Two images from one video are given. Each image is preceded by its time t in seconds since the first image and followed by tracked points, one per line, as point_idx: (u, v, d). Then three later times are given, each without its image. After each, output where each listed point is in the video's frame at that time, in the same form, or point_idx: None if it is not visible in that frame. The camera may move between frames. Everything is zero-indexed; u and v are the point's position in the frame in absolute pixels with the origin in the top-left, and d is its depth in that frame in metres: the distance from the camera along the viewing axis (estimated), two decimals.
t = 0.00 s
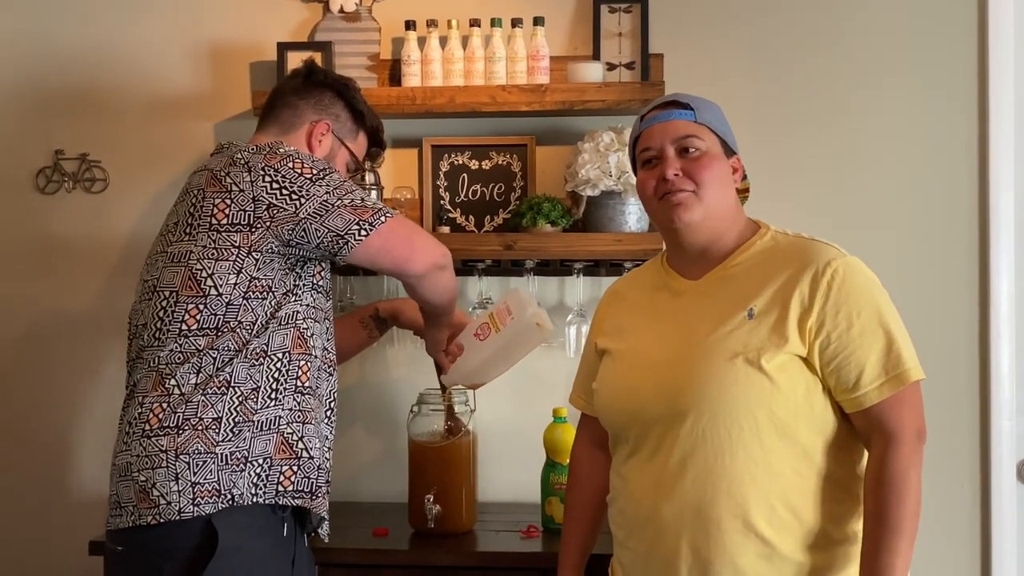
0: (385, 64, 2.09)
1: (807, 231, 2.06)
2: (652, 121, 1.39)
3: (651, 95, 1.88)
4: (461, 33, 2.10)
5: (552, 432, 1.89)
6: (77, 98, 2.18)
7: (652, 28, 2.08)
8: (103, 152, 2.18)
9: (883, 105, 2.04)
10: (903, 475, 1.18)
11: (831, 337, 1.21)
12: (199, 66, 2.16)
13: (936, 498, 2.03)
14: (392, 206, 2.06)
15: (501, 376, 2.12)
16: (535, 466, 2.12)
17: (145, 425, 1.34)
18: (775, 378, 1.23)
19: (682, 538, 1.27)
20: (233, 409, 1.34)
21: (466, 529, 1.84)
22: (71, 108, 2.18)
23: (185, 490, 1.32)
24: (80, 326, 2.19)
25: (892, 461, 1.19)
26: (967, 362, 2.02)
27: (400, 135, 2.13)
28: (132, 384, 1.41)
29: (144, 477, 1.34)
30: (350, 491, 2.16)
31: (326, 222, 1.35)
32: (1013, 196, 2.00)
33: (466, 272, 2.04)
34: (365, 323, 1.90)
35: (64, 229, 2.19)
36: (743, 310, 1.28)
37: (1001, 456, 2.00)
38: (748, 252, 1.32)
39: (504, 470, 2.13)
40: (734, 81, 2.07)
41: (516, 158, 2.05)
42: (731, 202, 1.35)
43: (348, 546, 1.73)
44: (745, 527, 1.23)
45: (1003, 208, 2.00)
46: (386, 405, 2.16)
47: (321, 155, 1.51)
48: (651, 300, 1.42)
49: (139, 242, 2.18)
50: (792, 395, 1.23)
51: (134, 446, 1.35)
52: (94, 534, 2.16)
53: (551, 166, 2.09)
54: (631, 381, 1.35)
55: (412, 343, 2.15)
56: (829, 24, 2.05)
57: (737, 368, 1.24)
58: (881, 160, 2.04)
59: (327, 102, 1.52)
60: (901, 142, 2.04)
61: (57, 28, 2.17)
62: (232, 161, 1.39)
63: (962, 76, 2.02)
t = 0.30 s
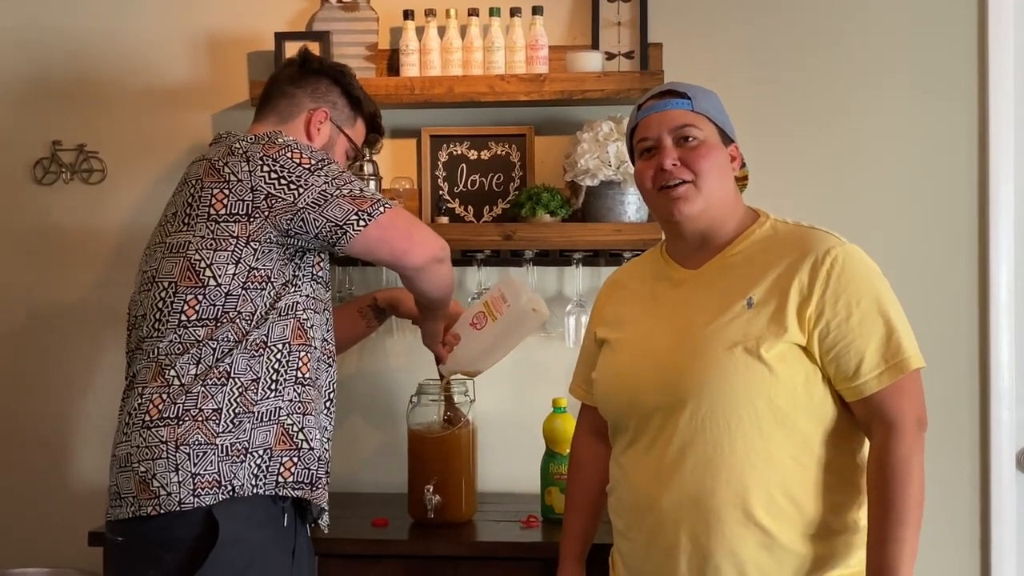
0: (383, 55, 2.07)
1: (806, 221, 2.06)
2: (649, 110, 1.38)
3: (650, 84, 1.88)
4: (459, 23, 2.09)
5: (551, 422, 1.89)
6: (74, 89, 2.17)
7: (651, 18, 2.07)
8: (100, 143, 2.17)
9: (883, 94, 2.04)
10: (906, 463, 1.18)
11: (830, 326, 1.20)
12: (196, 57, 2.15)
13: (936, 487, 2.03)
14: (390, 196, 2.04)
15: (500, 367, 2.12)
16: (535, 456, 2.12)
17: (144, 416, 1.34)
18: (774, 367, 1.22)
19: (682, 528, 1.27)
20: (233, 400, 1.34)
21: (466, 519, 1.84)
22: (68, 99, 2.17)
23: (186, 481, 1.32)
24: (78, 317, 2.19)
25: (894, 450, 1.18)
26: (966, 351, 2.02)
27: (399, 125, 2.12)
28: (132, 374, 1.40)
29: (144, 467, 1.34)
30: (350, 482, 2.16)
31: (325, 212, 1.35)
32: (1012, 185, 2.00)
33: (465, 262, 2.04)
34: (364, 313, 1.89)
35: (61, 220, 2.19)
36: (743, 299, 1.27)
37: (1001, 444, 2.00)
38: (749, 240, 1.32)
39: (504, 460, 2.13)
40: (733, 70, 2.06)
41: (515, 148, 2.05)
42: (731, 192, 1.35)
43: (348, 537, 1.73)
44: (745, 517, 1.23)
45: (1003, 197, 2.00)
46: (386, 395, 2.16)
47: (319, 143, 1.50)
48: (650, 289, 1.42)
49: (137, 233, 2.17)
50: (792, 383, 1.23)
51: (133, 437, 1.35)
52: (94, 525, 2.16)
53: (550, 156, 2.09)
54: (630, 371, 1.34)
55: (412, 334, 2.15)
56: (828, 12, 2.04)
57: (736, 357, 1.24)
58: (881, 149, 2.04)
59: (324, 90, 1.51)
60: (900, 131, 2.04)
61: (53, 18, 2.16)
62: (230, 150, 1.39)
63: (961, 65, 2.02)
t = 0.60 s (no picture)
0: (374, 45, 2.06)
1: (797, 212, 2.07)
2: (646, 100, 1.39)
3: (642, 75, 1.88)
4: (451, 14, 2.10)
5: (542, 413, 1.90)
6: (66, 79, 2.17)
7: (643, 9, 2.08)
8: (92, 133, 2.17)
9: (874, 85, 2.04)
10: (894, 454, 1.18)
11: (825, 316, 1.21)
12: (188, 47, 2.15)
13: (925, 477, 2.04)
14: (382, 186, 2.06)
15: (492, 357, 2.13)
16: (527, 446, 2.13)
17: (135, 407, 1.34)
18: (767, 355, 1.23)
19: (670, 517, 1.28)
20: (224, 391, 1.34)
21: (456, 509, 1.85)
22: (59, 89, 2.17)
23: (176, 472, 1.33)
24: (70, 307, 2.19)
25: (883, 440, 1.19)
26: (956, 341, 2.03)
27: (391, 116, 2.12)
28: (122, 365, 1.41)
29: (134, 458, 1.34)
30: (342, 472, 2.17)
31: (313, 206, 1.35)
32: (1003, 176, 2.01)
33: (457, 252, 2.04)
34: (355, 304, 1.89)
35: (53, 210, 2.19)
36: (737, 287, 1.28)
37: (990, 434, 2.01)
38: (744, 232, 1.32)
39: (496, 451, 2.14)
40: (725, 62, 2.06)
41: (507, 139, 2.05)
42: (725, 182, 1.35)
43: (338, 526, 1.73)
44: (732, 505, 1.23)
45: (993, 188, 2.00)
46: (377, 385, 2.16)
47: (309, 132, 1.50)
48: (643, 278, 1.42)
49: (130, 222, 2.17)
50: (783, 372, 1.24)
51: (124, 427, 1.35)
52: (86, 515, 2.17)
53: (542, 147, 2.09)
54: (622, 359, 1.35)
55: (404, 324, 2.15)
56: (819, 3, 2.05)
57: (730, 345, 1.25)
58: (872, 141, 2.05)
59: (313, 78, 1.51)
60: (890, 121, 2.04)
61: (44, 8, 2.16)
62: (219, 141, 1.39)
63: (952, 56, 2.02)
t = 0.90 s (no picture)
0: (371, 40, 2.06)
1: (792, 208, 2.07)
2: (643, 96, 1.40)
3: (637, 72, 1.89)
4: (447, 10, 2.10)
5: (538, 408, 1.91)
6: (63, 75, 2.18)
7: (638, 5, 2.08)
8: (89, 129, 2.18)
9: (868, 81, 2.05)
10: (888, 454, 1.19)
11: (820, 315, 1.22)
12: (185, 43, 2.15)
13: (919, 471, 2.05)
14: (378, 182, 2.07)
15: (488, 353, 2.14)
16: (523, 441, 2.14)
17: (133, 403, 1.35)
18: (756, 350, 1.24)
19: (660, 511, 1.28)
20: (220, 386, 1.35)
21: (451, 504, 1.86)
22: (56, 85, 2.18)
23: (174, 467, 1.34)
24: (67, 302, 2.20)
25: (877, 440, 1.20)
26: (950, 336, 2.04)
27: (387, 112, 2.13)
28: (119, 362, 1.41)
29: (132, 453, 1.35)
30: (339, 467, 2.18)
31: (311, 199, 1.36)
32: (997, 173, 2.02)
33: (452, 248, 2.05)
34: (352, 299, 1.90)
35: (51, 206, 2.19)
36: (732, 283, 1.29)
37: (983, 429, 2.02)
38: (745, 229, 1.33)
39: (492, 446, 2.15)
40: (720, 58, 2.07)
41: (502, 135, 2.06)
42: (698, 181, 1.34)
43: (335, 521, 1.74)
44: (719, 499, 1.24)
45: (986, 184, 2.01)
46: (373, 380, 2.17)
47: (304, 127, 1.50)
48: (642, 273, 1.43)
49: (127, 218, 2.18)
50: (772, 367, 1.24)
51: (122, 424, 1.36)
52: (84, 510, 2.18)
53: (538, 143, 2.10)
54: (617, 353, 1.36)
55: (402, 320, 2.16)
56: None
57: (721, 340, 1.26)
58: (866, 137, 2.05)
59: (307, 73, 1.51)
60: (885, 118, 2.05)
61: (40, 4, 2.16)
62: (215, 137, 1.40)
63: (946, 52, 2.03)
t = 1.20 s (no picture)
0: (369, 40, 2.06)
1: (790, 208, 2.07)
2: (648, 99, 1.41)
3: (635, 71, 1.89)
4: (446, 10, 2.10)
5: (536, 406, 1.92)
6: (61, 74, 2.17)
7: (637, 5, 2.08)
8: (87, 128, 2.18)
9: (866, 80, 2.05)
10: (875, 458, 1.17)
11: (808, 316, 1.20)
12: (183, 42, 2.16)
13: (916, 470, 2.05)
14: (376, 182, 2.08)
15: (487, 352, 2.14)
16: (521, 440, 2.14)
17: (131, 403, 1.35)
18: (743, 350, 1.23)
19: (652, 507, 1.30)
20: (219, 387, 1.35)
21: (450, 502, 1.85)
22: (54, 84, 2.18)
23: (173, 468, 1.34)
24: (66, 302, 2.20)
25: (865, 444, 1.17)
26: (948, 335, 2.05)
27: (385, 111, 2.13)
28: (118, 362, 1.41)
29: (130, 453, 1.35)
30: (338, 466, 2.18)
31: (307, 200, 1.36)
32: (995, 171, 2.02)
33: (451, 247, 2.06)
34: (347, 299, 1.90)
35: (49, 205, 2.19)
36: (723, 282, 1.29)
37: (981, 427, 2.02)
38: (746, 229, 1.31)
39: (490, 446, 2.15)
40: (718, 58, 2.07)
41: (501, 134, 2.06)
42: (693, 182, 1.34)
43: (334, 520, 1.74)
44: (710, 496, 1.25)
45: (984, 182, 2.01)
46: (371, 379, 2.18)
47: (301, 125, 1.50)
48: (648, 273, 1.43)
49: (125, 217, 2.18)
50: (759, 366, 1.24)
51: (120, 424, 1.36)
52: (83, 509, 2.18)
53: (536, 142, 2.10)
54: (620, 348, 1.36)
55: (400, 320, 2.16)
56: None
57: (706, 337, 1.26)
58: (864, 135, 2.06)
59: (304, 72, 1.51)
60: (883, 117, 2.05)
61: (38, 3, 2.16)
62: (214, 137, 1.40)
63: (944, 51, 2.03)
